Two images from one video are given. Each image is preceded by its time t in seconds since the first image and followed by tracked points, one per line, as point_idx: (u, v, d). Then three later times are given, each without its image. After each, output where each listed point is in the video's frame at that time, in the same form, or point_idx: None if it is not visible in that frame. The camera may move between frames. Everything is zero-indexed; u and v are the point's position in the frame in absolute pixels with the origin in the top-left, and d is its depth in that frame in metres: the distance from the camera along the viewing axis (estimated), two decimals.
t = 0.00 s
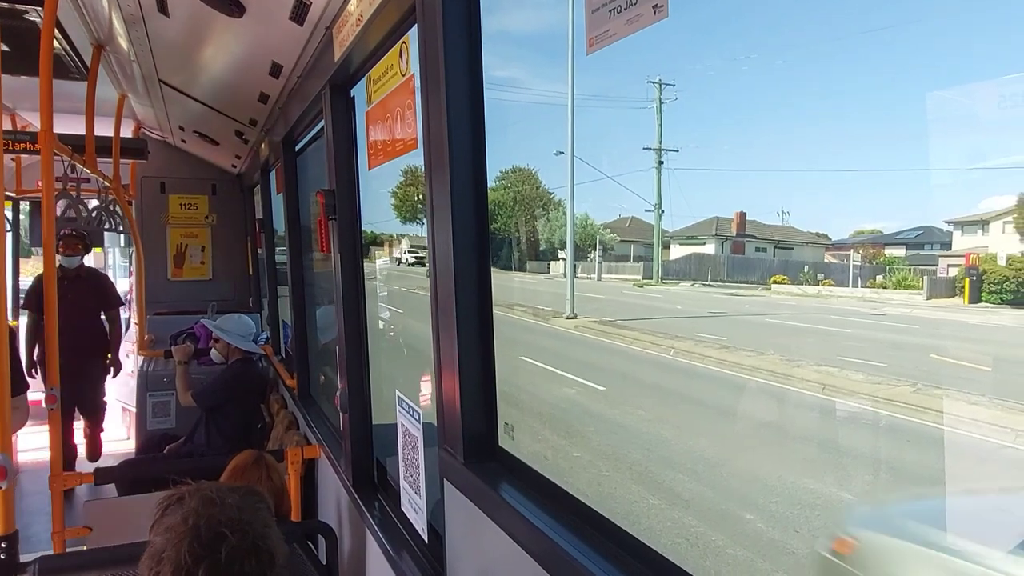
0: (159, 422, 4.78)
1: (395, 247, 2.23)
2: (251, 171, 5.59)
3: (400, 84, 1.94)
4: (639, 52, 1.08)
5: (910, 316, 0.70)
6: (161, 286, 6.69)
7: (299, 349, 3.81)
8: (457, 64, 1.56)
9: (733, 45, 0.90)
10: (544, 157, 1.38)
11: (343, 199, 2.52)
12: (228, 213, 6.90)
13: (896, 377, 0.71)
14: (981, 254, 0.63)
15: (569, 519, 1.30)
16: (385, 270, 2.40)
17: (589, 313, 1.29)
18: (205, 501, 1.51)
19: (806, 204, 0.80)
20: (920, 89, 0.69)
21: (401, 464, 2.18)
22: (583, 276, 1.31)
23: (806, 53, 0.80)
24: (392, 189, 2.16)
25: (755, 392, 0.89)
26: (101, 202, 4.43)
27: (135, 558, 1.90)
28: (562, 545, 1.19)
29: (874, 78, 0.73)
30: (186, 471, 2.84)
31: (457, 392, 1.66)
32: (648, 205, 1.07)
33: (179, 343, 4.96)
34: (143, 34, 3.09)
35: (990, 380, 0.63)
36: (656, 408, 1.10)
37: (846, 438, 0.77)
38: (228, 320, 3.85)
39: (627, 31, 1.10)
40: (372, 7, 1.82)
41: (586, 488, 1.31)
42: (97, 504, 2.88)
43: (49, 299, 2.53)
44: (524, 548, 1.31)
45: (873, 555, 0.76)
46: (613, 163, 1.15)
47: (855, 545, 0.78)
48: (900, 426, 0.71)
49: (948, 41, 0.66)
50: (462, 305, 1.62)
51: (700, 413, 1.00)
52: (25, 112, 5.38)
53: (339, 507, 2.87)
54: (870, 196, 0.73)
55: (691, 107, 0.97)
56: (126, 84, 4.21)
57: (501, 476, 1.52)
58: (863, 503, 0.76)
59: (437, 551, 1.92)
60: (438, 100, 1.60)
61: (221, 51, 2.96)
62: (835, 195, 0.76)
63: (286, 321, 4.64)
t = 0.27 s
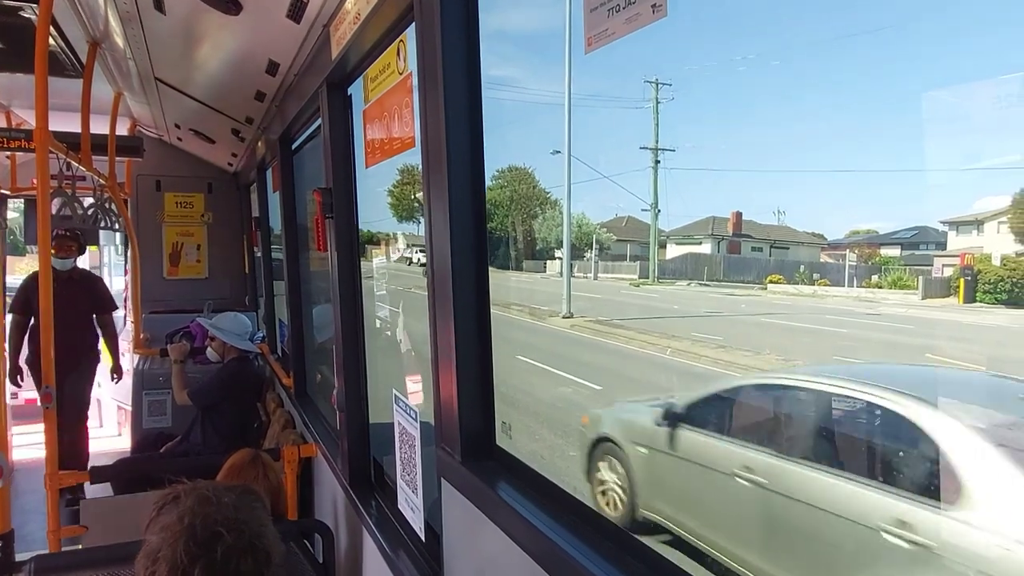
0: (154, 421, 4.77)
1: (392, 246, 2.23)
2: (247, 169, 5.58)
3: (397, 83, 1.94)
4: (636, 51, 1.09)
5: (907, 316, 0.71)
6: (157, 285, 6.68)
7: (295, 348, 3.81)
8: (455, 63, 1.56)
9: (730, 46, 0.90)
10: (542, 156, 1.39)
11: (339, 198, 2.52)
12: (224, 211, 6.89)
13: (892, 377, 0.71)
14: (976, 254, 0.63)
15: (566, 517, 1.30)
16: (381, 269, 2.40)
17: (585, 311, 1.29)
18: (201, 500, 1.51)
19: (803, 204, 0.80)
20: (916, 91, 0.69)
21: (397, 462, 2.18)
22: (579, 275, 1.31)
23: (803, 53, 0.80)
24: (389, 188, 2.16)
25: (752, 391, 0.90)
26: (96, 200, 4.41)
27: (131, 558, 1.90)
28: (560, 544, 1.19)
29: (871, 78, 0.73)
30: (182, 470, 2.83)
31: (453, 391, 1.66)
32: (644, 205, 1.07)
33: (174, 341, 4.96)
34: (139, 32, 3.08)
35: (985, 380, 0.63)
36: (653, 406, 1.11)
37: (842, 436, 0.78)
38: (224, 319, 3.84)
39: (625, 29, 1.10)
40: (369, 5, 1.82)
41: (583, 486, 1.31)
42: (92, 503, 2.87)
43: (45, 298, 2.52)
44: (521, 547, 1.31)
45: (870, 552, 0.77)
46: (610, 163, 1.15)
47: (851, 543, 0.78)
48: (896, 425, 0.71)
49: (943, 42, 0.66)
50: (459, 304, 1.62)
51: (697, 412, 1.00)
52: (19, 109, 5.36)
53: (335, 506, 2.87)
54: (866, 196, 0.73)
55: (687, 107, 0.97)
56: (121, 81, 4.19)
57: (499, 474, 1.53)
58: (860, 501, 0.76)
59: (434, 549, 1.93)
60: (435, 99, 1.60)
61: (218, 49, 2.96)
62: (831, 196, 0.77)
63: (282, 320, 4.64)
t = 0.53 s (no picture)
0: (149, 420, 4.76)
1: (389, 245, 2.23)
2: (243, 168, 5.57)
3: (394, 82, 1.93)
4: (633, 51, 1.08)
5: (903, 316, 0.71)
6: (152, 283, 6.66)
7: (291, 347, 3.80)
8: (452, 63, 1.55)
9: (727, 45, 0.90)
10: (538, 155, 1.38)
11: (336, 197, 2.51)
12: (220, 210, 6.87)
13: (887, 376, 0.71)
14: (971, 254, 0.64)
15: (561, 517, 1.30)
16: (378, 268, 2.40)
17: (581, 311, 1.28)
18: (194, 501, 1.50)
19: (799, 204, 0.80)
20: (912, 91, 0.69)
21: (393, 462, 2.18)
22: (575, 275, 1.30)
23: (799, 53, 0.80)
24: (385, 188, 2.15)
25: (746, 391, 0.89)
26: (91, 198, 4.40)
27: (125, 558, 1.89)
28: (555, 544, 1.19)
29: (867, 78, 0.73)
30: (177, 470, 2.82)
31: (449, 391, 1.66)
32: (641, 204, 1.07)
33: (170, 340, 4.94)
34: (135, 30, 3.07)
35: (981, 379, 0.63)
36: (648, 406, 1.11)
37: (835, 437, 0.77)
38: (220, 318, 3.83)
39: (621, 29, 1.10)
40: (366, 4, 1.82)
41: (578, 486, 1.31)
42: (86, 504, 2.86)
43: (39, 297, 2.51)
44: (517, 547, 1.31)
45: (863, 553, 0.76)
46: (606, 163, 1.15)
47: (846, 543, 0.78)
48: (890, 424, 0.71)
49: (940, 42, 0.66)
50: (455, 304, 1.62)
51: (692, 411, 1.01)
52: (14, 108, 5.34)
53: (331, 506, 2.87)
54: (862, 197, 0.73)
55: (683, 106, 0.97)
56: (117, 79, 4.18)
57: (494, 474, 1.52)
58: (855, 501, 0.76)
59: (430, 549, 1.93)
60: (432, 98, 1.59)
61: (214, 48, 2.94)
62: (827, 196, 0.77)
63: (277, 319, 4.63)
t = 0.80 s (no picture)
0: (144, 419, 4.75)
1: (385, 245, 2.22)
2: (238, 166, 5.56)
3: (390, 81, 1.93)
4: (629, 51, 1.08)
5: (897, 316, 0.71)
6: (147, 282, 6.63)
7: (286, 346, 3.79)
8: (448, 62, 1.55)
9: (723, 46, 0.90)
10: (535, 155, 1.38)
11: (331, 196, 2.51)
12: (216, 208, 6.86)
13: (882, 376, 0.72)
14: (966, 255, 0.64)
15: (556, 517, 1.30)
16: (373, 268, 2.39)
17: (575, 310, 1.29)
18: (189, 500, 1.50)
19: (795, 204, 0.80)
20: (908, 92, 0.69)
21: (388, 462, 2.17)
22: (571, 276, 1.29)
23: (796, 53, 0.80)
24: (381, 187, 2.15)
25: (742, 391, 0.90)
26: (86, 196, 4.38)
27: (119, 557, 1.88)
28: (550, 544, 1.19)
29: (863, 78, 0.73)
30: (171, 469, 2.81)
31: (445, 391, 1.66)
32: (637, 204, 1.07)
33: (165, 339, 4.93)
34: (130, 27, 3.06)
35: (974, 380, 0.63)
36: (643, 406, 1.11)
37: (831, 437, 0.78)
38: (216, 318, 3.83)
39: (617, 28, 1.10)
40: (362, 3, 1.81)
41: (574, 486, 1.31)
42: (79, 503, 2.84)
43: (33, 295, 2.50)
44: (512, 547, 1.31)
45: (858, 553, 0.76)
46: (603, 163, 1.15)
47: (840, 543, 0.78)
48: (885, 425, 0.71)
49: (936, 42, 0.66)
50: (451, 304, 1.62)
51: (686, 410, 1.01)
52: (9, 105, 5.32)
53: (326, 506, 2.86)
54: (858, 197, 0.73)
55: (679, 106, 0.97)
56: (112, 77, 4.16)
57: (489, 473, 1.52)
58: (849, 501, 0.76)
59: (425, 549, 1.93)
60: (428, 97, 1.59)
61: (210, 46, 2.94)
62: (824, 196, 0.77)
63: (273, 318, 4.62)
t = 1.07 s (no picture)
0: (140, 418, 4.74)
1: (382, 243, 2.22)
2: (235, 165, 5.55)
3: (387, 79, 1.93)
4: (627, 50, 1.08)
5: (895, 317, 0.72)
6: (143, 280, 6.62)
7: (283, 344, 3.78)
8: (445, 60, 1.55)
9: (722, 45, 0.90)
10: (532, 154, 1.38)
11: (328, 194, 2.50)
12: (213, 207, 6.84)
13: (878, 376, 0.72)
14: (961, 256, 0.64)
15: (553, 516, 1.30)
16: (370, 266, 2.39)
17: (573, 310, 1.30)
18: (186, 497, 1.49)
19: (791, 204, 0.80)
20: (905, 92, 0.69)
21: (385, 461, 2.17)
22: (569, 275, 1.31)
23: (793, 53, 0.80)
24: (379, 185, 2.15)
25: (738, 391, 0.90)
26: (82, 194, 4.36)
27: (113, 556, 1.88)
28: (547, 542, 1.19)
29: (860, 79, 0.74)
30: (167, 468, 2.80)
31: (442, 390, 1.65)
32: (634, 204, 1.07)
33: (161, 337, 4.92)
34: (126, 24, 3.05)
35: (969, 379, 0.63)
36: (640, 405, 1.11)
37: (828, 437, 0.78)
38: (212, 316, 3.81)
39: (615, 27, 1.10)
40: (360, 1, 1.81)
41: (571, 485, 1.31)
42: (74, 501, 2.83)
43: (29, 293, 2.49)
44: (508, 545, 1.31)
45: (854, 553, 0.76)
46: (600, 163, 1.15)
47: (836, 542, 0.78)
48: (881, 424, 0.71)
49: (934, 42, 0.66)
50: (448, 303, 1.61)
51: (684, 410, 1.01)
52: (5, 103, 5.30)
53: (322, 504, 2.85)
54: (855, 197, 0.74)
55: (677, 106, 0.97)
56: (108, 75, 4.15)
57: (486, 472, 1.52)
58: (845, 500, 0.76)
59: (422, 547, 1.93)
60: (426, 95, 1.59)
61: (207, 43, 2.93)
62: (821, 196, 0.77)
63: (270, 316, 4.61)
